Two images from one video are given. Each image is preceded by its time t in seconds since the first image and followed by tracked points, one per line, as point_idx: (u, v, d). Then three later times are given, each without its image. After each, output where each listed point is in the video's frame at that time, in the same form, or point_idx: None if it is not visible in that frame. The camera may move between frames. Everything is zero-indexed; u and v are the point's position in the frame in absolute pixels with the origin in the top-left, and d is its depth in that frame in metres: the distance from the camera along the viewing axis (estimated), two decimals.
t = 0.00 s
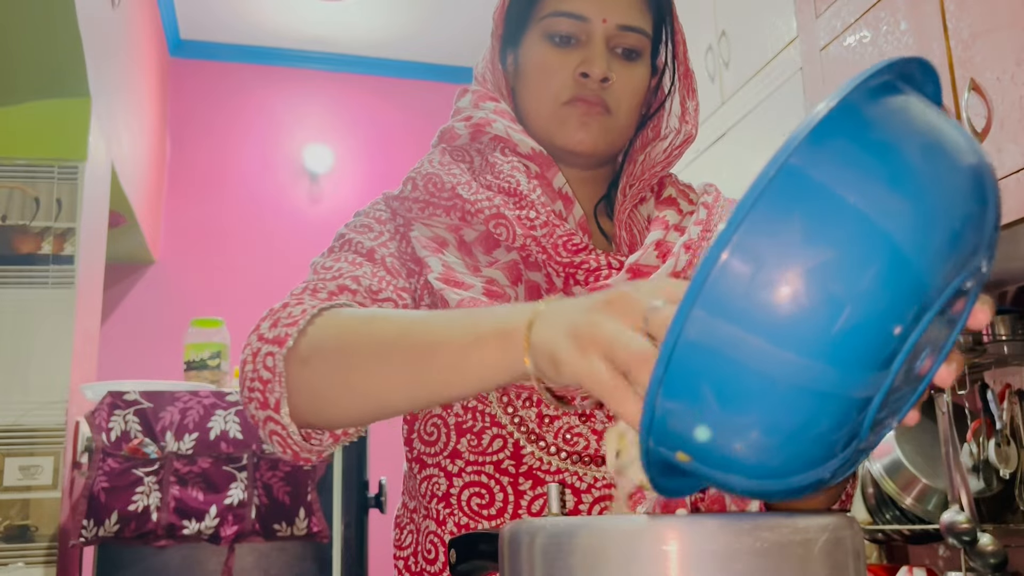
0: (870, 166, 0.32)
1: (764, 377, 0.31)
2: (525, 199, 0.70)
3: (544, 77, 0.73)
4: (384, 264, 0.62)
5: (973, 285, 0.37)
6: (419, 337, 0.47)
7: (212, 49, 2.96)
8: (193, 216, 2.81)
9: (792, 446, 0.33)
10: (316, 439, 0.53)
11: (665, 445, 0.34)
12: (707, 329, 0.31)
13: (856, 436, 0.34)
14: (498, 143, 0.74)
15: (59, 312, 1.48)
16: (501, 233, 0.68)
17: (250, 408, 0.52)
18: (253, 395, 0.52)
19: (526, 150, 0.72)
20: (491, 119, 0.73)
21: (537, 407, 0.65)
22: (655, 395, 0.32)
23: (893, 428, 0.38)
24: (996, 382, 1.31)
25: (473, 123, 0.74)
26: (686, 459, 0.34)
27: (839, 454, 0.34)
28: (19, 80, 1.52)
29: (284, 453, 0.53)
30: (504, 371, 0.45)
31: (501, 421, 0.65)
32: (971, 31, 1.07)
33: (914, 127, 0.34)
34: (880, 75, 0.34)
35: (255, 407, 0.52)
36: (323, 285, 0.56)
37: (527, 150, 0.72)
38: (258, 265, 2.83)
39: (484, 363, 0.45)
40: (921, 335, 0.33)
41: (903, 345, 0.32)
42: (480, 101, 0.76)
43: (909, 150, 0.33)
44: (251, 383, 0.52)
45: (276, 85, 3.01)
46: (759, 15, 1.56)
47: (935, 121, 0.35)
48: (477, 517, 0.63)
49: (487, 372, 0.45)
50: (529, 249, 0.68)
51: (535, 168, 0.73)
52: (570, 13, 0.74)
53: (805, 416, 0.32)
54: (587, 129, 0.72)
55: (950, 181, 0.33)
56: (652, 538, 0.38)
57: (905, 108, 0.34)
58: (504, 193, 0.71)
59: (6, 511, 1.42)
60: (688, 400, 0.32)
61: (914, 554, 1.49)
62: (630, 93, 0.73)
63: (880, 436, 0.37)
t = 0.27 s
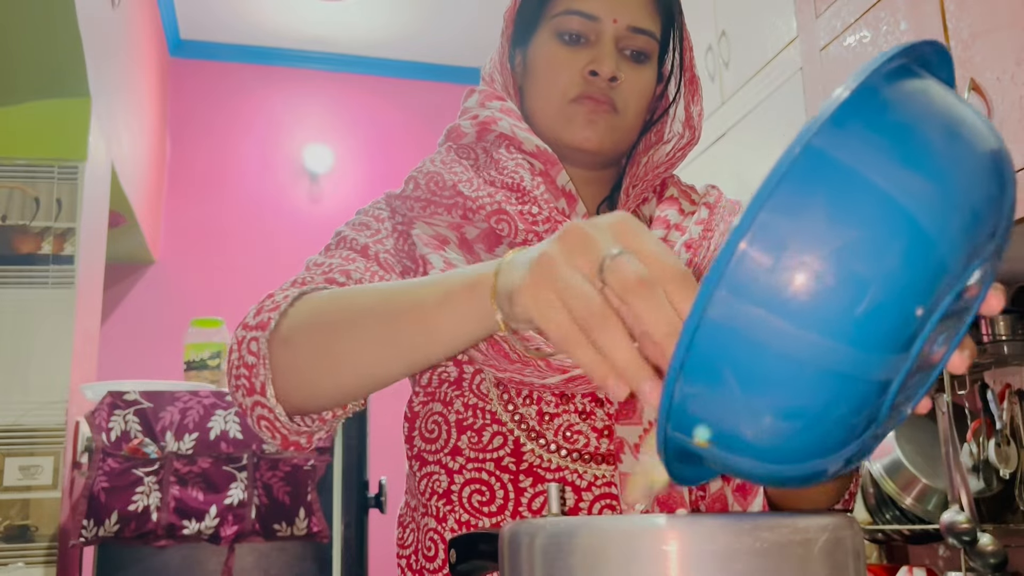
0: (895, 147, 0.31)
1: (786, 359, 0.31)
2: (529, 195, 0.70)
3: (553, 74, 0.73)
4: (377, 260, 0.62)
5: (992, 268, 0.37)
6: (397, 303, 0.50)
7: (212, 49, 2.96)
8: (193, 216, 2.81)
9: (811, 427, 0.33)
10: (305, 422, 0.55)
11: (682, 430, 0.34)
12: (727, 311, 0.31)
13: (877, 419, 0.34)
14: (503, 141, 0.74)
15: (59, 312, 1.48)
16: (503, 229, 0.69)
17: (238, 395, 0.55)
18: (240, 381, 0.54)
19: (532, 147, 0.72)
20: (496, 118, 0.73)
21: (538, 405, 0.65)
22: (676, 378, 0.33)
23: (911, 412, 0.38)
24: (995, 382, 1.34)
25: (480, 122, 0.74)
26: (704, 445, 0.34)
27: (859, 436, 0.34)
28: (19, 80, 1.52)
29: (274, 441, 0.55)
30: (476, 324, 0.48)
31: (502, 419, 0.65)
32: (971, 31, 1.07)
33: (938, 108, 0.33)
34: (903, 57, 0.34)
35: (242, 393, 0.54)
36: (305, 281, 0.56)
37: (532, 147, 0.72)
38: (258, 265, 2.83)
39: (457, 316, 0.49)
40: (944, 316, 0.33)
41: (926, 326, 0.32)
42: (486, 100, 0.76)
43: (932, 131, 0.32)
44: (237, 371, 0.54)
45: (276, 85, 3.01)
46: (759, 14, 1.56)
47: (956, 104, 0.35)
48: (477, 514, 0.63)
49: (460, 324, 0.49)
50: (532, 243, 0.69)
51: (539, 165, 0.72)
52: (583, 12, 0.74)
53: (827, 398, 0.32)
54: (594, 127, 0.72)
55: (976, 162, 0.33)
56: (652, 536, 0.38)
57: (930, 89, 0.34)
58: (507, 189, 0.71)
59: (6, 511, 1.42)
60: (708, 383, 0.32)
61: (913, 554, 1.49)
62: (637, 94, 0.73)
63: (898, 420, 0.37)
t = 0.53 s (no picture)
0: (838, 136, 0.33)
1: (736, 340, 0.33)
2: (528, 195, 0.69)
3: (553, 75, 0.73)
4: (395, 259, 0.63)
5: (954, 255, 0.38)
6: (429, 323, 0.49)
7: (212, 49, 2.96)
8: (193, 216, 2.81)
9: (767, 411, 0.34)
10: (341, 429, 0.54)
11: (642, 412, 0.36)
12: (679, 293, 0.33)
13: (835, 404, 0.35)
14: (503, 142, 0.74)
15: (59, 311, 1.48)
16: (504, 228, 0.69)
17: (273, 403, 0.53)
18: (276, 389, 0.52)
19: (531, 148, 0.72)
20: (496, 119, 0.73)
21: (538, 404, 0.65)
22: (632, 359, 0.34)
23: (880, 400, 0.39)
24: (996, 382, 1.35)
25: (479, 122, 0.74)
26: (662, 425, 0.36)
27: (816, 422, 0.35)
28: (19, 80, 1.52)
29: (309, 446, 0.54)
30: (507, 356, 0.47)
31: (502, 418, 0.65)
32: (971, 31, 1.07)
33: (886, 98, 0.35)
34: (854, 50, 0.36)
35: (278, 401, 0.52)
36: (341, 279, 0.56)
37: (532, 149, 0.72)
38: (258, 264, 2.83)
39: (488, 346, 0.47)
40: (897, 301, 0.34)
41: (879, 309, 0.33)
42: (486, 102, 0.75)
43: (881, 122, 0.34)
44: (273, 378, 0.52)
45: (276, 84, 3.01)
46: (759, 15, 1.56)
47: (911, 98, 0.36)
48: (477, 513, 0.63)
49: (491, 354, 0.47)
50: (531, 244, 0.68)
51: (539, 166, 0.73)
52: (582, 14, 0.74)
53: (780, 380, 0.33)
54: (594, 128, 0.72)
55: (923, 151, 0.35)
56: (651, 536, 0.38)
57: (882, 84, 0.36)
58: (507, 189, 0.70)
59: (5, 511, 1.42)
60: (663, 364, 0.34)
61: (914, 554, 1.49)
62: (637, 95, 0.73)
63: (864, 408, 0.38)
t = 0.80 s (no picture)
0: (845, 129, 0.33)
1: (745, 334, 0.32)
2: (528, 194, 0.69)
3: (552, 75, 0.73)
4: (404, 262, 0.63)
5: (957, 252, 0.38)
6: (469, 346, 0.49)
7: (212, 49, 2.96)
8: (193, 216, 2.81)
9: (775, 407, 0.34)
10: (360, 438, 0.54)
11: (648, 411, 0.35)
12: (688, 287, 0.32)
13: (842, 400, 0.35)
14: (502, 141, 0.74)
15: (59, 311, 1.48)
16: (503, 227, 0.68)
17: (294, 409, 0.53)
18: (299, 395, 0.52)
19: (530, 147, 0.72)
20: (495, 118, 0.73)
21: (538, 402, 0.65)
22: (638, 354, 0.34)
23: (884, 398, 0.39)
24: (996, 382, 1.35)
25: (478, 122, 0.74)
26: (669, 425, 0.35)
27: (823, 419, 0.35)
28: (19, 81, 1.52)
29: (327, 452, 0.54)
30: (548, 386, 0.46)
31: (502, 417, 0.65)
32: (971, 31, 1.07)
33: (890, 94, 0.35)
34: (856, 46, 0.36)
35: (300, 407, 0.53)
36: (356, 282, 0.57)
37: (531, 148, 0.72)
38: (258, 264, 2.83)
39: (529, 374, 0.47)
40: (904, 296, 0.34)
41: (887, 305, 0.33)
42: (484, 102, 0.75)
43: (886, 116, 0.34)
44: (295, 384, 0.52)
45: (276, 84, 3.01)
46: (759, 15, 1.56)
47: (914, 93, 0.36)
48: (477, 512, 0.63)
49: (530, 381, 0.47)
50: (531, 243, 0.68)
51: (537, 165, 0.73)
52: (581, 14, 0.74)
53: (787, 376, 0.33)
54: (593, 128, 0.72)
55: (929, 146, 0.35)
56: (651, 536, 0.38)
57: (885, 79, 0.36)
58: (506, 189, 0.70)
59: (5, 511, 1.42)
60: (671, 361, 0.33)
61: (914, 554, 1.49)
62: (636, 95, 0.73)
63: (868, 406, 0.38)
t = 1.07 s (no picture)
0: (854, 122, 0.33)
1: (755, 328, 0.32)
2: (529, 194, 0.69)
3: (551, 75, 0.73)
4: (402, 263, 0.63)
5: (967, 246, 0.38)
6: (459, 342, 0.49)
7: (212, 49, 2.96)
8: (193, 215, 2.81)
9: (784, 400, 0.34)
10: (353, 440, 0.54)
11: (657, 407, 0.35)
12: (696, 281, 0.32)
13: (850, 395, 0.35)
14: (501, 142, 0.74)
15: (59, 312, 1.48)
16: (504, 227, 0.68)
17: (287, 408, 0.53)
18: (291, 396, 0.52)
19: (531, 148, 0.72)
20: (495, 119, 0.73)
21: (540, 403, 0.65)
22: (647, 350, 0.34)
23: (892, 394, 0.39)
24: (996, 382, 1.34)
25: (479, 123, 0.74)
26: (678, 420, 0.35)
27: (833, 413, 0.35)
28: (19, 81, 1.52)
29: (321, 452, 0.54)
30: (538, 379, 0.47)
31: (504, 418, 0.65)
32: (971, 31, 1.07)
33: (899, 88, 0.35)
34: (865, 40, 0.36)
35: (292, 407, 0.53)
36: (350, 283, 0.57)
37: (531, 149, 0.72)
38: (257, 264, 2.83)
39: (518, 369, 0.47)
40: (913, 290, 0.34)
41: (897, 298, 0.33)
42: (484, 103, 0.75)
43: (894, 109, 0.34)
44: (287, 385, 0.52)
45: (276, 84, 3.01)
46: (759, 15, 1.56)
47: (920, 87, 0.36)
48: (479, 512, 0.63)
49: (520, 374, 0.47)
50: (532, 243, 0.68)
51: (538, 166, 0.73)
52: (580, 15, 0.74)
53: (796, 369, 0.33)
54: (593, 128, 0.72)
55: (937, 141, 0.35)
56: (651, 536, 0.38)
57: (893, 73, 0.36)
58: (508, 189, 0.70)
59: (5, 511, 1.42)
60: (680, 355, 0.33)
61: (914, 554, 1.49)
62: (635, 95, 0.73)
63: (877, 402, 0.38)
